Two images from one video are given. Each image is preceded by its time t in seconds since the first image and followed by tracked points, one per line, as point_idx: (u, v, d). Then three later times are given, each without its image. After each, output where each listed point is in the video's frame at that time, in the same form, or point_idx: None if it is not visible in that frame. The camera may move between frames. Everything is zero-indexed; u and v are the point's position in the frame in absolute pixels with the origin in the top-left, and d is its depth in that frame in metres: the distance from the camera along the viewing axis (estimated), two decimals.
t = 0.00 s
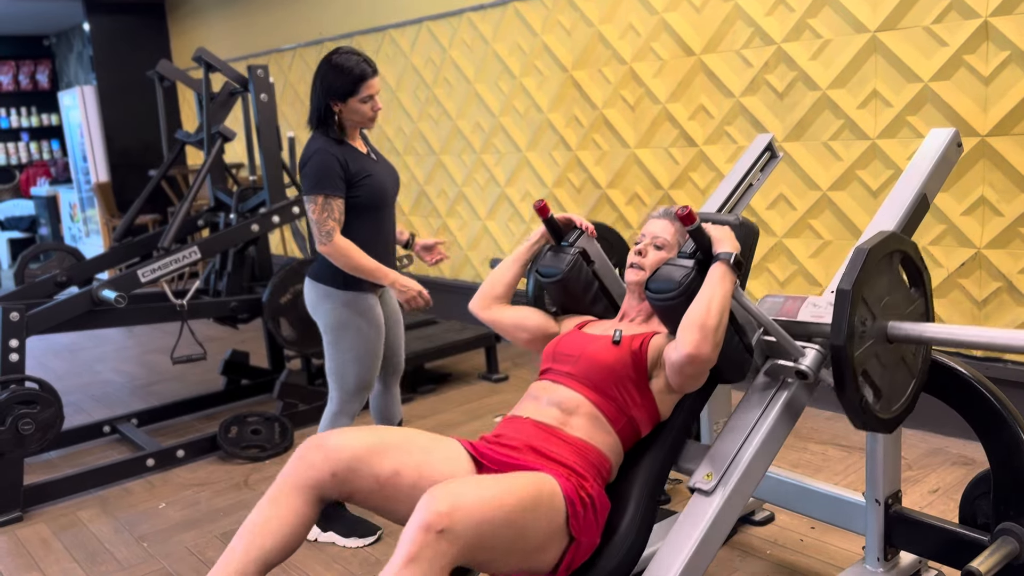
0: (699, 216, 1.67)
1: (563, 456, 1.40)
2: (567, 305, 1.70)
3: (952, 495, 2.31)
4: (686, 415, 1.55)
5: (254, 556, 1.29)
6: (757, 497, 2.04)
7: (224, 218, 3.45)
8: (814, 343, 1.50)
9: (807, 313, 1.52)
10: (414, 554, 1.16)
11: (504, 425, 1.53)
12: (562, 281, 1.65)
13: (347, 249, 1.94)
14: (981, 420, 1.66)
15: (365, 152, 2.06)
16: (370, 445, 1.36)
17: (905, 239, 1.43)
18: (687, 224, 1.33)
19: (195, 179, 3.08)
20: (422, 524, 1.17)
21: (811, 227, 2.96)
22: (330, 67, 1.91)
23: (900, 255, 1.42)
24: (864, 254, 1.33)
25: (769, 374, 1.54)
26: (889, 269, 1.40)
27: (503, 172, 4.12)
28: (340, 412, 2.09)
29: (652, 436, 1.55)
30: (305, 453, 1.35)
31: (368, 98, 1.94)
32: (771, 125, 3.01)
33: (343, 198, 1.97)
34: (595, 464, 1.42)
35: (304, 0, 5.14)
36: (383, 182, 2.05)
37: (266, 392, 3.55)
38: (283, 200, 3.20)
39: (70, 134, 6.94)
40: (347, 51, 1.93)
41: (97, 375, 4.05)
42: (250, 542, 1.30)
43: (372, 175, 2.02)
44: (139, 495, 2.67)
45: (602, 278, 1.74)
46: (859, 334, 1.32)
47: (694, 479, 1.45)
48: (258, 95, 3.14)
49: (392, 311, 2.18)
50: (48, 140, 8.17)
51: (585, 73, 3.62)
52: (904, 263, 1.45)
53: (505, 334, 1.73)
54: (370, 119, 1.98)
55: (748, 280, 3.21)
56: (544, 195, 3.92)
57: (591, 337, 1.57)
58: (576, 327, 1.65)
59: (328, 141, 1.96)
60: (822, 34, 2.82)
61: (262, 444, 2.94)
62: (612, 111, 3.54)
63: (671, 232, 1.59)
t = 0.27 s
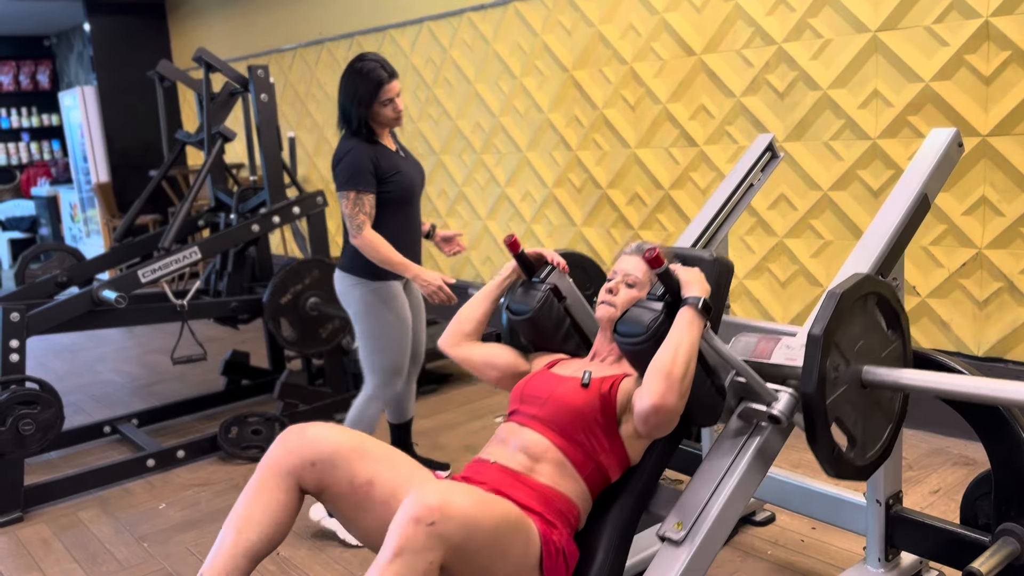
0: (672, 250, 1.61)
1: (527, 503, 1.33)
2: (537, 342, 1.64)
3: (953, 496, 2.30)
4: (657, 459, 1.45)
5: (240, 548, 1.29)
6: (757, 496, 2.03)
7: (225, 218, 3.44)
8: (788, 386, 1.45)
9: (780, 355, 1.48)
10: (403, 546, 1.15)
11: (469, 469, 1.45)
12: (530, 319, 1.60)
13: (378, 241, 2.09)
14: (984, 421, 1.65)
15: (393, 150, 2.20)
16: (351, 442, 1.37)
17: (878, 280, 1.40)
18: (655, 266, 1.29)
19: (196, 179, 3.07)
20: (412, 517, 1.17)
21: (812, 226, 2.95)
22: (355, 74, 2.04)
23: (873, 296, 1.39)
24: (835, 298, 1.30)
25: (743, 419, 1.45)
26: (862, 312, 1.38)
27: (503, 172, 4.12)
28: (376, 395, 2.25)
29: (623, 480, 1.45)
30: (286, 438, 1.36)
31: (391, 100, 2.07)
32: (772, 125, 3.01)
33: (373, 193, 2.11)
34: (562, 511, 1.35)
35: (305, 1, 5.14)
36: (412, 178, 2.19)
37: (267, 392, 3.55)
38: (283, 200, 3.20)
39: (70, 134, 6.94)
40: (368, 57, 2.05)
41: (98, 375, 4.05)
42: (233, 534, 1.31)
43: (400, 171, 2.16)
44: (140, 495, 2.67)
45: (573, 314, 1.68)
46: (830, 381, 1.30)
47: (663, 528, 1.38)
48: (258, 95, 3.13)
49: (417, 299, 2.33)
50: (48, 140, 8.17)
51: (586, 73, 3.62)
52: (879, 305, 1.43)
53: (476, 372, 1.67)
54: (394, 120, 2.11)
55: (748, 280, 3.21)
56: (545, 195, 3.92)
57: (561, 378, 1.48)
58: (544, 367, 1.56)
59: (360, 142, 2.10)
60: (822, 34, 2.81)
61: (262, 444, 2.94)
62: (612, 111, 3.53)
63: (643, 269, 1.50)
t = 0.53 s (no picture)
0: (642, 288, 1.57)
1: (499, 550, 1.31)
2: (507, 382, 1.57)
3: (954, 497, 2.30)
4: (623, 512, 1.43)
5: (236, 547, 1.29)
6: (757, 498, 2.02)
7: (225, 219, 3.44)
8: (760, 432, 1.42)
9: (751, 401, 1.43)
10: (401, 545, 1.15)
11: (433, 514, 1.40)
12: (500, 359, 1.54)
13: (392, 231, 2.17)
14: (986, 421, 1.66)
15: (417, 145, 2.27)
16: (339, 451, 1.37)
17: (855, 325, 1.38)
18: (620, 311, 1.27)
19: (196, 179, 3.06)
20: (411, 517, 1.16)
21: (813, 227, 2.95)
22: (378, 72, 2.08)
23: (849, 342, 1.37)
24: (806, 345, 1.28)
25: (716, 465, 1.40)
26: (837, 358, 1.36)
27: (503, 172, 4.11)
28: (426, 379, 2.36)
29: (589, 531, 1.42)
30: (279, 438, 1.36)
31: (411, 98, 2.12)
32: (773, 125, 3.01)
33: (393, 187, 2.18)
34: (528, 561, 1.32)
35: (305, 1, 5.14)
36: (432, 173, 2.25)
37: (267, 392, 3.55)
38: (283, 200, 3.20)
39: (71, 134, 6.94)
40: (392, 54, 2.09)
41: (98, 375, 4.05)
42: (229, 533, 1.30)
43: (420, 167, 2.22)
44: (140, 496, 2.67)
45: (545, 352, 1.60)
46: (802, 430, 1.29)
47: None
48: (258, 96, 3.13)
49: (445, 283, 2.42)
50: (48, 140, 8.17)
51: (586, 73, 3.62)
52: (855, 350, 1.41)
53: (443, 413, 1.61)
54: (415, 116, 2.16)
55: (748, 281, 3.21)
56: (545, 196, 3.92)
57: (527, 424, 1.42)
58: (511, 411, 1.50)
59: (383, 138, 2.16)
60: (823, 34, 2.81)
61: (262, 445, 2.94)
62: (612, 112, 3.53)
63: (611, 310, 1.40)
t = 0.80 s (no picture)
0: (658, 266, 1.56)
1: (519, 522, 1.31)
2: (524, 361, 1.57)
3: (954, 497, 2.30)
4: (641, 484, 1.44)
5: (236, 547, 1.30)
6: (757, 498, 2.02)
7: (225, 219, 3.44)
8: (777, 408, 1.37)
9: (767, 376, 1.40)
10: (401, 547, 1.14)
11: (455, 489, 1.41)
12: (517, 337, 1.54)
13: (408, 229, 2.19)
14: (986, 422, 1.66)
15: (442, 145, 2.27)
16: (344, 446, 1.36)
17: (869, 301, 1.35)
18: (641, 287, 1.24)
19: (195, 179, 3.06)
20: (412, 519, 1.16)
21: (813, 227, 2.95)
22: (401, 73, 2.08)
23: (864, 318, 1.35)
24: (823, 319, 1.26)
25: (731, 440, 1.37)
26: (853, 332, 1.33)
27: (504, 173, 4.11)
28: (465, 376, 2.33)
29: (608, 504, 1.43)
30: (280, 437, 1.35)
31: (434, 98, 2.12)
32: (773, 126, 3.01)
33: (414, 188, 2.20)
34: (550, 532, 1.33)
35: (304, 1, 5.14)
36: (457, 173, 2.25)
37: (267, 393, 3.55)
38: (283, 200, 3.20)
39: (71, 134, 6.94)
40: (414, 55, 2.09)
41: (98, 375, 4.05)
42: (230, 534, 1.31)
43: (444, 167, 2.22)
44: (139, 496, 2.67)
45: (561, 330, 1.62)
46: (820, 403, 1.26)
47: (649, 552, 1.32)
48: (258, 96, 3.13)
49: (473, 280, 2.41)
50: (48, 140, 8.16)
51: (586, 73, 3.62)
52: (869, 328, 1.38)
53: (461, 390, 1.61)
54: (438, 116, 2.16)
55: (748, 281, 3.21)
56: (545, 196, 3.92)
57: (547, 398, 1.43)
58: (531, 386, 1.50)
59: (407, 139, 2.17)
60: (823, 34, 2.81)
61: (262, 445, 2.94)
62: (612, 112, 3.53)
63: (629, 286, 1.42)
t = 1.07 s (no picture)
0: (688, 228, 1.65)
1: (555, 470, 1.37)
2: (556, 318, 1.66)
3: (952, 496, 2.30)
4: (675, 431, 1.51)
5: (246, 553, 1.31)
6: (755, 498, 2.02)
7: (224, 219, 3.45)
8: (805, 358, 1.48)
9: (797, 329, 1.51)
10: (414, 555, 1.17)
11: (495, 440, 1.49)
12: (550, 294, 1.62)
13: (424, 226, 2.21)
14: (983, 422, 1.66)
15: (479, 144, 2.27)
16: (364, 442, 1.36)
17: (895, 254, 1.42)
18: (675, 239, 1.32)
19: (195, 179, 3.06)
20: (422, 526, 1.18)
21: (812, 227, 2.96)
22: (427, 73, 2.13)
23: (890, 271, 1.42)
24: (852, 270, 1.33)
25: (760, 389, 1.48)
26: (880, 285, 1.40)
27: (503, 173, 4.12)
28: (496, 373, 2.27)
29: (641, 451, 1.51)
30: (298, 446, 1.36)
31: (461, 96, 2.14)
32: (771, 127, 3.02)
33: (443, 187, 2.22)
34: (587, 480, 1.40)
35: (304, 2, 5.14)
36: (495, 171, 2.24)
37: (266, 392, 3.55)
38: (283, 200, 3.20)
39: (71, 134, 6.95)
40: (438, 58, 2.14)
41: (98, 375, 4.06)
42: (240, 539, 1.33)
43: (479, 165, 2.22)
44: (139, 495, 2.67)
45: (591, 289, 1.68)
46: (849, 349, 1.33)
47: (683, 495, 1.42)
48: (258, 96, 3.13)
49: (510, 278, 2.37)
50: (48, 140, 8.17)
51: (585, 73, 3.63)
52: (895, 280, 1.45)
53: (495, 346, 1.71)
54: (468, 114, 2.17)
55: (747, 281, 3.21)
56: (544, 196, 3.93)
57: (582, 350, 1.52)
58: (566, 340, 1.59)
59: (439, 139, 2.20)
60: (821, 35, 2.82)
61: (262, 444, 2.95)
62: (611, 112, 3.54)
63: (660, 245, 1.53)
